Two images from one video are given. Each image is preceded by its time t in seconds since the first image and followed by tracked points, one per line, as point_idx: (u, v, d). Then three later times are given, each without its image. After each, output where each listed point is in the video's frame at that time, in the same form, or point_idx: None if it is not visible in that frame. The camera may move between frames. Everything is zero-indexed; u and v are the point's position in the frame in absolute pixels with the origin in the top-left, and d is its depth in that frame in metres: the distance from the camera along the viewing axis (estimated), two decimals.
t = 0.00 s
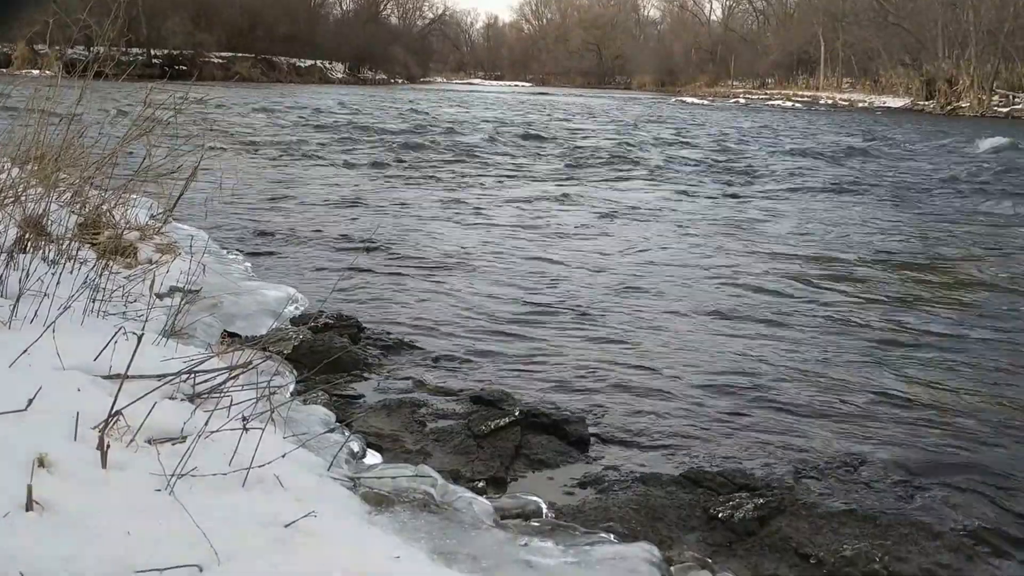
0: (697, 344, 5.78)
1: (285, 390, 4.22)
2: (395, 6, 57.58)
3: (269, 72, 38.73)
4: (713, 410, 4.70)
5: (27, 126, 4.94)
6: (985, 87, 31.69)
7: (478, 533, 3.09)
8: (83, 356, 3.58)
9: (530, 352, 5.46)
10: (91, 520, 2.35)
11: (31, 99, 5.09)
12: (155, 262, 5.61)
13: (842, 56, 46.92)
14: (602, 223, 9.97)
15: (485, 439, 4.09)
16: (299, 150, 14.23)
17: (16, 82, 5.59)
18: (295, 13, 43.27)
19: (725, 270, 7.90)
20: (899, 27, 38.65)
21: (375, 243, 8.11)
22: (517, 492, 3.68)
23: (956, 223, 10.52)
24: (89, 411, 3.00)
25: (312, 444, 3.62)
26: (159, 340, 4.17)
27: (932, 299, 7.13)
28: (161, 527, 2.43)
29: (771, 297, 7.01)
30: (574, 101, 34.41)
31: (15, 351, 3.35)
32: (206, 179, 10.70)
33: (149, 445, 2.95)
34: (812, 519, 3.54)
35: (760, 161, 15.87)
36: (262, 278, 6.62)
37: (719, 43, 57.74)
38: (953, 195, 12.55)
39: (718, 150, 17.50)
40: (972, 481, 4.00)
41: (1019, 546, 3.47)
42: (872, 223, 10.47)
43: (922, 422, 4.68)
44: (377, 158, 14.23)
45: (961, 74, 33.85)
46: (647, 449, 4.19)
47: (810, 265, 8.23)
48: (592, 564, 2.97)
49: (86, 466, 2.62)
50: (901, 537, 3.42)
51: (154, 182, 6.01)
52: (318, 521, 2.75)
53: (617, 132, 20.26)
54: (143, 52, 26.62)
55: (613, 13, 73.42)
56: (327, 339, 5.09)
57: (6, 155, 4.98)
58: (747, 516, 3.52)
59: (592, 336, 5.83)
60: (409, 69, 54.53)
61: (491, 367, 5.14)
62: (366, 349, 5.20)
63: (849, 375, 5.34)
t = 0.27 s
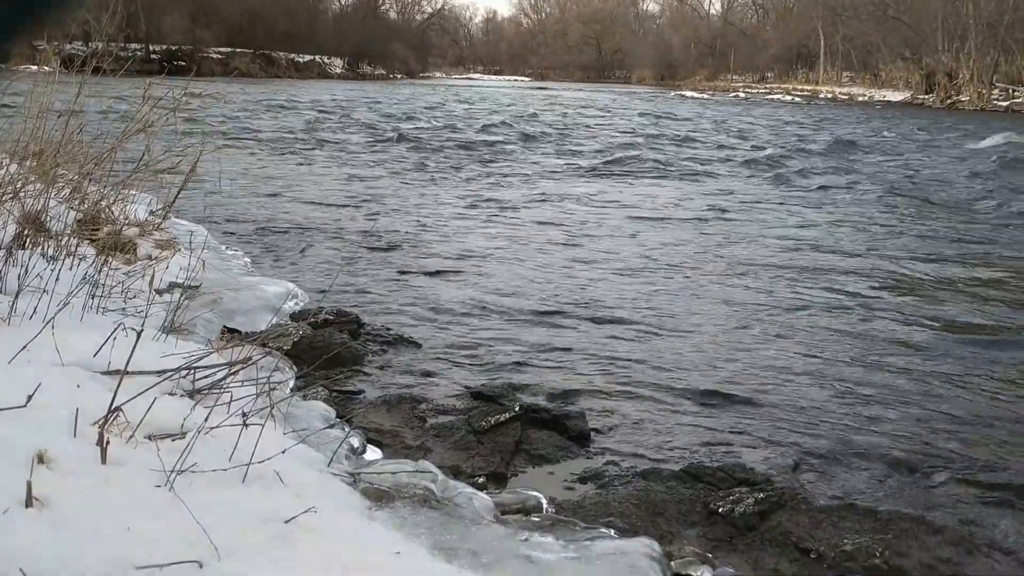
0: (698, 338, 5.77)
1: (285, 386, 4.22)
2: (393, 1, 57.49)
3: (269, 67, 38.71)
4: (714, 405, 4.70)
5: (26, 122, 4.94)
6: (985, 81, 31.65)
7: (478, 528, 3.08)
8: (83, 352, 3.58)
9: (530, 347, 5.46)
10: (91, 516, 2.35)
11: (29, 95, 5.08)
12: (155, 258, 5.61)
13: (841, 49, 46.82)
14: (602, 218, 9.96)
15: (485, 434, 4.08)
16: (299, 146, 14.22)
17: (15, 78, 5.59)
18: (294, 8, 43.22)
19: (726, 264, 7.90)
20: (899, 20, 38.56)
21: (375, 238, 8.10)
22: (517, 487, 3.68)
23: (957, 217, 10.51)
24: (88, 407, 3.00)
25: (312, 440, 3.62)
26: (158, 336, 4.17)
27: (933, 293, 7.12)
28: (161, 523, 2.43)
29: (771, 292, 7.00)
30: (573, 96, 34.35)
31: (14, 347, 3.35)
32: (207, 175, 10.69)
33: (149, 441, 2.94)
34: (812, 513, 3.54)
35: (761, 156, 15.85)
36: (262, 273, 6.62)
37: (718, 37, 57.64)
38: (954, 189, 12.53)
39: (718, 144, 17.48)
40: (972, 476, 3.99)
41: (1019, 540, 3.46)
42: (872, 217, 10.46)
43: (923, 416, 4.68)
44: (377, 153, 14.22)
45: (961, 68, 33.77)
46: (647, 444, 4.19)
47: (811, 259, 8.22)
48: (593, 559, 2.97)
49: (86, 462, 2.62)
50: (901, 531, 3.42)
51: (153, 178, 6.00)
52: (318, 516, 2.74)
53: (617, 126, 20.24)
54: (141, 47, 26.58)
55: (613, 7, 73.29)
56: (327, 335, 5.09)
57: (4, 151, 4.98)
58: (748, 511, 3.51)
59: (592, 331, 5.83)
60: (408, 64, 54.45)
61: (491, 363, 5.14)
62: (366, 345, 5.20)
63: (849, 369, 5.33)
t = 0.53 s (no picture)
0: (697, 333, 5.78)
1: (285, 381, 4.23)
2: None
3: (267, 63, 38.64)
4: (713, 399, 4.71)
5: (25, 119, 4.94)
6: (984, 75, 31.65)
7: (478, 523, 3.09)
8: (83, 349, 3.59)
9: (529, 341, 5.46)
10: (92, 513, 2.35)
11: (27, 91, 5.08)
12: (154, 254, 5.61)
13: (840, 44, 46.75)
14: (601, 212, 9.97)
15: (485, 429, 4.09)
16: (298, 142, 14.21)
17: (13, 75, 5.58)
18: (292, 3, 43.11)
19: (725, 259, 7.90)
20: (897, 14, 38.49)
21: (375, 233, 8.10)
22: (517, 482, 3.69)
23: (956, 210, 10.52)
24: (89, 403, 3.00)
25: (312, 435, 3.63)
26: (158, 332, 4.18)
27: (931, 287, 7.13)
28: (161, 519, 2.43)
29: (770, 286, 7.01)
30: (572, 91, 34.30)
31: (14, 344, 3.35)
32: (206, 170, 10.69)
33: (149, 437, 2.95)
34: (811, 507, 3.55)
35: (760, 150, 15.85)
36: (261, 269, 6.62)
37: (716, 32, 57.56)
38: (953, 183, 12.54)
39: (717, 138, 17.47)
40: (971, 469, 4.01)
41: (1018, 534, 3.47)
42: (871, 211, 10.46)
43: (922, 409, 4.69)
44: (376, 148, 14.21)
45: (959, 62, 33.73)
46: (647, 438, 4.20)
47: (810, 253, 8.23)
48: (592, 553, 2.98)
49: (87, 459, 2.62)
50: (899, 525, 3.42)
51: (152, 174, 6.00)
52: (317, 511, 2.75)
53: (615, 121, 20.23)
54: (139, 43, 26.54)
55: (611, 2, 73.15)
56: (326, 330, 5.09)
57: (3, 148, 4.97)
58: (747, 504, 3.53)
59: (592, 326, 5.84)
60: (406, 59, 54.33)
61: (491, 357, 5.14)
62: (366, 340, 5.20)
63: (848, 363, 5.34)
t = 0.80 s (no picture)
0: (696, 328, 5.79)
1: (285, 377, 4.23)
2: None
3: (266, 60, 38.61)
4: (712, 393, 4.71)
5: (24, 116, 4.94)
6: (982, 70, 31.67)
7: (478, 519, 3.10)
8: (83, 345, 3.59)
9: (529, 337, 5.47)
10: (93, 510, 2.36)
11: (26, 88, 5.07)
12: (154, 250, 5.61)
13: (837, 39, 46.74)
14: (600, 208, 9.97)
15: (485, 425, 4.10)
16: (296, 138, 14.21)
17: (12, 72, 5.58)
18: None
19: (724, 253, 7.91)
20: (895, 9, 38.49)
21: (374, 229, 8.11)
22: (517, 477, 3.70)
23: (954, 205, 10.53)
24: (89, 400, 3.01)
25: (312, 431, 3.63)
26: (158, 328, 4.18)
27: (930, 282, 7.13)
28: (162, 515, 2.44)
29: (769, 281, 7.01)
30: (570, 86, 34.29)
31: (14, 341, 3.35)
32: (205, 166, 10.69)
33: (149, 434, 2.95)
34: (811, 501, 3.55)
35: (758, 145, 15.85)
36: (261, 265, 6.62)
37: (714, 27, 57.54)
38: (951, 178, 12.54)
39: (715, 134, 17.47)
40: (970, 464, 4.01)
41: (1017, 528, 3.48)
42: (869, 205, 10.47)
43: (921, 404, 4.70)
44: (375, 144, 14.21)
45: (957, 56, 33.74)
46: (647, 433, 4.20)
47: (808, 248, 8.23)
48: (592, 549, 2.98)
49: (88, 455, 2.63)
50: (898, 519, 3.43)
51: (151, 171, 6.00)
52: (318, 508, 2.75)
53: (614, 117, 20.23)
54: (137, 39, 26.49)
55: None
56: (326, 326, 5.10)
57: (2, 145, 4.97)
58: (747, 499, 3.53)
59: (591, 321, 5.84)
60: (404, 55, 54.28)
61: (490, 353, 5.15)
62: (365, 336, 5.21)
63: (846, 357, 5.35)
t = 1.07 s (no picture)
0: (696, 324, 5.79)
1: (285, 375, 4.23)
2: None
3: (266, 57, 38.58)
4: (712, 390, 4.72)
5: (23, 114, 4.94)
6: (981, 66, 31.67)
7: (479, 516, 3.10)
8: (83, 343, 3.59)
9: (529, 334, 5.47)
10: (95, 508, 2.36)
11: (26, 86, 5.07)
12: (154, 248, 5.61)
13: (837, 35, 46.72)
14: (599, 204, 9.97)
15: (485, 422, 4.10)
16: (296, 135, 14.20)
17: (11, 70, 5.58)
18: None
19: (724, 250, 7.91)
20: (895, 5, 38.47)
21: (373, 227, 8.11)
22: (517, 474, 3.70)
23: (954, 201, 10.52)
24: (89, 398, 3.01)
25: (312, 429, 3.63)
26: (158, 326, 4.18)
27: (929, 278, 7.14)
28: (162, 512, 2.44)
29: (769, 278, 7.02)
30: (570, 84, 34.26)
31: (14, 339, 3.36)
32: (204, 164, 10.68)
33: (150, 431, 2.95)
34: (810, 498, 3.56)
35: (757, 142, 15.84)
36: (261, 263, 6.62)
37: (714, 24, 57.52)
38: (950, 174, 12.54)
39: (714, 130, 17.45)
40: (970, 461, 4.01)
41: (1016, 524, 3.48)
42: (868, 202, 10.47)
43: (921, 400, 4.70)
44: (374, 141, 14.20)
45: (956, 52, 33.73)
46: (646, 430, 4.20)
47: (808, 244, 8.23)
48: (592, 546, 2.99)
49: (88, 453, 2.63)
50: (898, 514, 3.43)
51: (151, 169, 6.00)
52: (318, 504, 2.76)
53: (613, 114, 20.21)
54: (135, 37, 26.45)
55: None
56: (327, 323, 5.10)
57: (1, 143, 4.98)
58: (746, 495, 3.54)
59: (591, 318, 5.85)
60: (404, 53, 54.24)
61: (490, 350, 5.16)
62: (365, 333, 5.21)
63: (845, 353, 5.35)
